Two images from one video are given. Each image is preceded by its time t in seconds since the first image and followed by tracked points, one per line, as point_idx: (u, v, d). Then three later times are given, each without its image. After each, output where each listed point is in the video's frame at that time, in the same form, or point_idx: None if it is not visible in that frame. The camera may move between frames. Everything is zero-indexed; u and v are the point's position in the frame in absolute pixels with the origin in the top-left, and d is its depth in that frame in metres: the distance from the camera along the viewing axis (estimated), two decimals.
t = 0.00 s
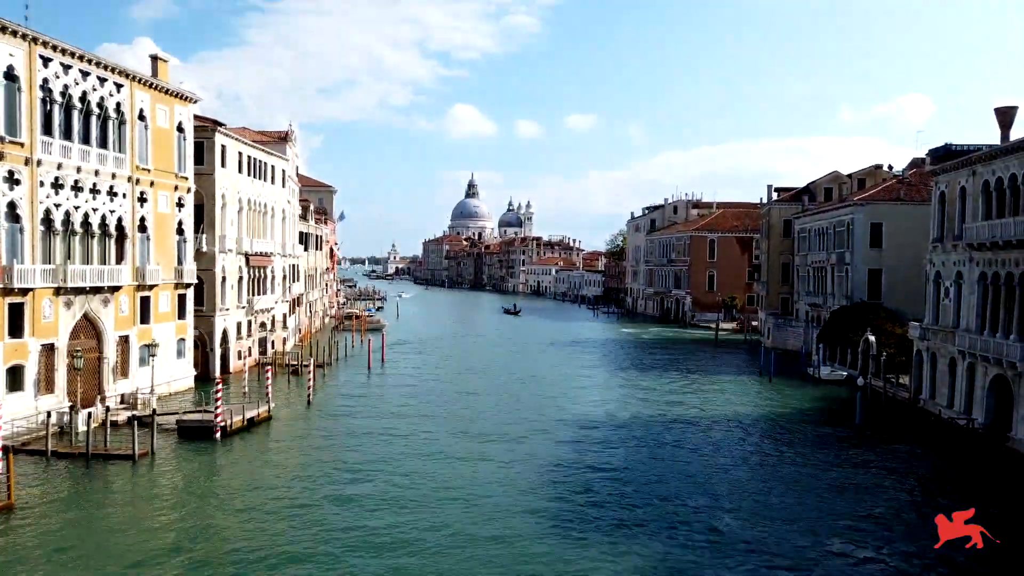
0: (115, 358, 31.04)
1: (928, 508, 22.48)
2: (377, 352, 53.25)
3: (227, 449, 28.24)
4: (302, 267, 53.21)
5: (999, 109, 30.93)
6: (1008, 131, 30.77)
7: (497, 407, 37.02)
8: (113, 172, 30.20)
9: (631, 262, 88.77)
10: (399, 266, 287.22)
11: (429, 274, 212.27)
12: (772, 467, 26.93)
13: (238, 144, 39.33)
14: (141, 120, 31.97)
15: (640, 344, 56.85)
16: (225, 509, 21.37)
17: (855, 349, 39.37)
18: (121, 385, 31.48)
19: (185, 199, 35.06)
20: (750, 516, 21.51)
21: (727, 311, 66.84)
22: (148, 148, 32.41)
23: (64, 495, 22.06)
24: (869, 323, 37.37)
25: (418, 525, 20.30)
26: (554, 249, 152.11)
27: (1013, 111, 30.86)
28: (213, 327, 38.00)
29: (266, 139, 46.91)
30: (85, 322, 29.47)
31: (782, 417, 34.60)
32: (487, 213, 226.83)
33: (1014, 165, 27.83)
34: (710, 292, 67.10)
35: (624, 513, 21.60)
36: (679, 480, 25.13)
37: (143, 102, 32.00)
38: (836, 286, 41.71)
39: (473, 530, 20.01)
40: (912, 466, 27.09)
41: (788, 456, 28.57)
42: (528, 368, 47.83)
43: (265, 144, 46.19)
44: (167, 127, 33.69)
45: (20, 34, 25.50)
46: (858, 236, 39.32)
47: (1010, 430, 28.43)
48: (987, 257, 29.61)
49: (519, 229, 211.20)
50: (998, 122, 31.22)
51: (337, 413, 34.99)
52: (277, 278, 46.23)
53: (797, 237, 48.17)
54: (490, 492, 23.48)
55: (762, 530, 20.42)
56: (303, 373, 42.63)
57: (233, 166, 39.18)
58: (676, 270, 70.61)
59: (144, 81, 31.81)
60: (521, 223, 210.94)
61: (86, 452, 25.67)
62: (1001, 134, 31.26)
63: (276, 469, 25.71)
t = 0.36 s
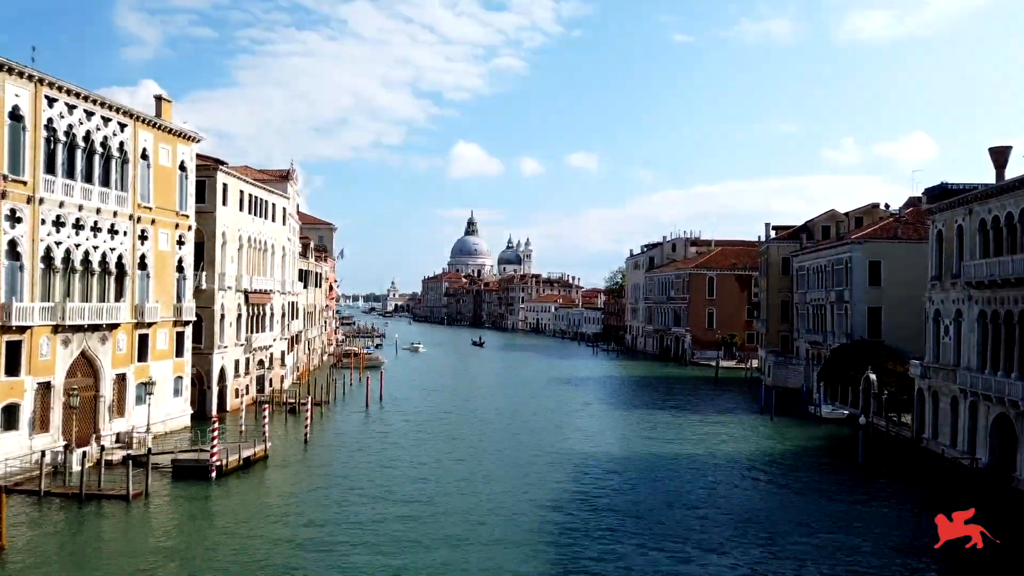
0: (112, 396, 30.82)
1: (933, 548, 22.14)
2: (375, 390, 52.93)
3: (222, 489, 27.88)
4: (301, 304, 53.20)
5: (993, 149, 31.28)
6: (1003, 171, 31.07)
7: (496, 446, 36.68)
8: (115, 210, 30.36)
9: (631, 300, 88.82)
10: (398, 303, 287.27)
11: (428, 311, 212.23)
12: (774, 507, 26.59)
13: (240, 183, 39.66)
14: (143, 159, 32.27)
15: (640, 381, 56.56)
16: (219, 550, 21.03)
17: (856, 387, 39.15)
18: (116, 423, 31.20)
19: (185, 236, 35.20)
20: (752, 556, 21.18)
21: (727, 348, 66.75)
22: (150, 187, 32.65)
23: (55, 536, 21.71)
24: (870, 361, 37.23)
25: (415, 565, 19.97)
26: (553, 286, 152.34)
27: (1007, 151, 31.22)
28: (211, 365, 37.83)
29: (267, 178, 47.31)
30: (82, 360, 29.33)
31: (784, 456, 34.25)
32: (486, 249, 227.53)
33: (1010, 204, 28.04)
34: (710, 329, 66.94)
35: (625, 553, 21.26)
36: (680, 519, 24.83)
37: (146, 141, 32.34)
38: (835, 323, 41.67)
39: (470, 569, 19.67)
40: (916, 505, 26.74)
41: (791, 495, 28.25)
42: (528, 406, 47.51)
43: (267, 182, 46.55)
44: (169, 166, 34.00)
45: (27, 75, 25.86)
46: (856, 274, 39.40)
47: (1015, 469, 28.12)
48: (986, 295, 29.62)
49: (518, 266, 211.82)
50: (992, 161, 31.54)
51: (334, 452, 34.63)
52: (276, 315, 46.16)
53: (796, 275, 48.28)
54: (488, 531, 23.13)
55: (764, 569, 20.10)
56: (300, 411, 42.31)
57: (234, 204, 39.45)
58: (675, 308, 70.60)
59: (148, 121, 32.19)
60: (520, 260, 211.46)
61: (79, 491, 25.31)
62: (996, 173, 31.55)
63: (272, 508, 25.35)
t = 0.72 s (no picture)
0: (108, 431, 30.57)
1: None
2: (373, 424, 52.53)
3: (216, 526, 27.52)
4: (300, 337, 53.08)
5: (989, 185, 31.52)
6: (999, 206, 31.27)
7: (494, 481, 36.28)
8: (115, 244, 30.45)
9: (630, 333, 88.74)
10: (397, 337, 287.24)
11: (426, 344, 211.88)
12: (776, 544, 26.24)
13: (241, 217, 39.87)
14: (145, 193, 32.47)
15: (639, 416, 56.25)
16: None
17: (858, 422, 38.87)
18: (112, 459, 30.91)
19: (185, 270, 35.27)
20: None
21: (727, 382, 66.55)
22: (151, 221, 32.81)
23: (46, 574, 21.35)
24: (871, 396, 37.02)
25: None
26: (552, 319, 152.38)
27: (1003, 186, 31.47)
28: (209, 400, 37.62)
29: (268, 212, 47.56)
30: (79, 395, 29.15)
31: (785, 493, 33.88)
32: (485, 282, 227.75)
33: (1007, 239, 28.16)
34: (710, 363, 66.70)
35: None
36: (682, 556, 24.47)
37: (149, 176, 32.57)
38: (836, 357, 41.54)
39: None
40: (921, 542, 26.38)
41: (793, 532, 27.87)
42: (527, 441, 47.14)
43: (267, 216, 46.79)
44: (171, 200, 34.20)
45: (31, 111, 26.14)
46: (856, 309, 39.38)
47: (1019, 506, 27.78)
48: (986, 329, 29.58)
49: (518, 299, 212.07)
50: (988, 197, 31.78)
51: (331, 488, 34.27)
52: (274, 349, 46.03)
53: (795, 309, 48.29)
54: (486, 569, 22.78)
55: None
56: (298, 446, 41.97)
57: (235, 238, 39.61)
58: (675, 341, 70.52)
59: (151, 156, 32.47)
60: (519, 293, 211.59)
61: (72, 529, 24.97)
62: (992, 208, 31.75)
63: (267, 545, 24.99)
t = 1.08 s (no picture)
0: (102, 470, 30.20)
1: None
2: (370, 463, 51.96)
3: (210, 567, 27.00)
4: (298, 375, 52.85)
5: (986, 223, 31.69)
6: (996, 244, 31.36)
7: (493, 522, 35.72)
8: (115, 281, 30.47)
9: (630, 370, 88.35)
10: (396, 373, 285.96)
11: (425, 381, 210.82)
12: None
13: (241, 254, 40.01)
14: (146, 231, 32.60)
15: (640, 455, 55.68)
16: None
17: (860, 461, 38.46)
18: (105, 499, 30.50)
19: (184, 307, 35.25)
20: None
21: (728, 420, 66.04)
22: (151, 259, 32.89)
23: None
24: (873, 435, 36.68)
25: None
26: (552, 356, 151.92)
27: (1000, 225, 31.62)
28: (204, 438, 37.26)
29: (268, 249, 47.73)
30: (74, 433, 28.88)
31: (788, 533, 33.35)
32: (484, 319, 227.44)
33: (1006, 276, 28.19)
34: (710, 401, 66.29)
35: None
36: None
37: (150, 213, 32.76)
38: (837, 395, 41.28)
39: None
40: None
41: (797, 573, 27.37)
42: (526, 479, 46.60)
43: (267, 254, 46.94)
44: (171, 238, 34.33)
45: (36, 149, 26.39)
46: (856, 347, 39.24)
47: None
48: (986, 367, 29.45)
49: (517, 335, 211.72)
50: (985, 235, 31.91)
51: (327, 528, 33.75)
52: (271, 386, 45.74)
53: (795, 346, 48.17)
54: None
55: None
56: (294, 485, 41.45)
57: (234, 275, 39.68)
58: (675, 379, 70.17)
59: (153, 194, 32.70)
60: (518, 329, 211.26)
61: (63, 570, 24.49)
62: (990, 245, 31.86)
63: None
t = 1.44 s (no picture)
0: (95, 511, 29.76)
1: None
2: (367, 503, 51.24)
3: None
4: (295, 413, 52.44)
5: (983, 261, 31.80)
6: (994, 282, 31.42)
7: (492, 563, 35.09)
8: (113, 319, 30.41)
9: (630, 409, 87.75)
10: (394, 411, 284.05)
11: (424, 419, 209.28)
12: None
13: (240, 291, 40.02)
14: (145, 268, 32.64)
15: (641, 495, 54.99)
16: None
17: (864, 502, 37.97)
18: (98, 540, 30.00)
19: (183, 344, 35.13)
20: None
21: (729, 459, 65.35)
22: (150, 296, 32.88)
23: None
24: (876, 474, 36.28)
25: None
26: (551, 394, 151.04)
27: (997, 263, 31.73)
28: (200, 477, 36.81)
29: (267, 286, 47.75)
30: (68, 472, 28.54)
31: None
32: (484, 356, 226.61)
33: (1005, 314, 28.18)
34: (711, 440, 65.72)
35: None
36: None
37: (150, 251, 32.86)
38: (839, 434, 40.94)
39: None
40: None
41: None
42: (526, 520, 45.92)
43: (267, 291, 46.96)
44: (171, 275, 34.37)
45: (38, 188, 26.57)
46: (857, 385, 39.03)
47: None
48: (989, 406, 29.26)
49: (517, 373, 210.79)
50: (983, 273, 32.00)
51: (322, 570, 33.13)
52: (268, 425, 45.35)
53: (796, 384, 47.93)
54: None
55: None
56: (289, 526, 40.82)
57: (234, 313, 39.64)
58: (675, 417, 69.66)
59: (154, 232, 32.84)
60: (518, 367, 210.63)
61: None
62: (988, 283, 31.92)
63: None
